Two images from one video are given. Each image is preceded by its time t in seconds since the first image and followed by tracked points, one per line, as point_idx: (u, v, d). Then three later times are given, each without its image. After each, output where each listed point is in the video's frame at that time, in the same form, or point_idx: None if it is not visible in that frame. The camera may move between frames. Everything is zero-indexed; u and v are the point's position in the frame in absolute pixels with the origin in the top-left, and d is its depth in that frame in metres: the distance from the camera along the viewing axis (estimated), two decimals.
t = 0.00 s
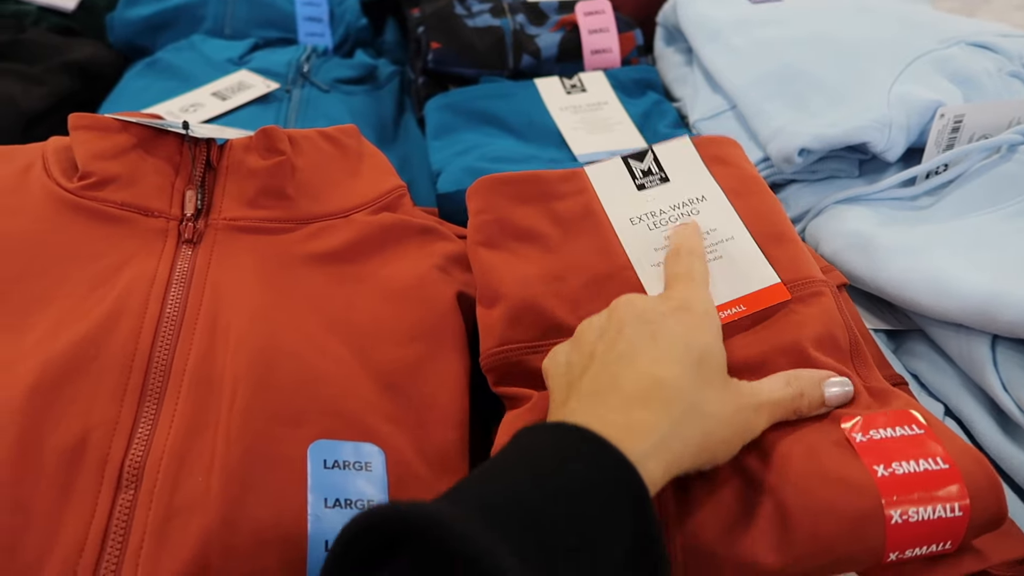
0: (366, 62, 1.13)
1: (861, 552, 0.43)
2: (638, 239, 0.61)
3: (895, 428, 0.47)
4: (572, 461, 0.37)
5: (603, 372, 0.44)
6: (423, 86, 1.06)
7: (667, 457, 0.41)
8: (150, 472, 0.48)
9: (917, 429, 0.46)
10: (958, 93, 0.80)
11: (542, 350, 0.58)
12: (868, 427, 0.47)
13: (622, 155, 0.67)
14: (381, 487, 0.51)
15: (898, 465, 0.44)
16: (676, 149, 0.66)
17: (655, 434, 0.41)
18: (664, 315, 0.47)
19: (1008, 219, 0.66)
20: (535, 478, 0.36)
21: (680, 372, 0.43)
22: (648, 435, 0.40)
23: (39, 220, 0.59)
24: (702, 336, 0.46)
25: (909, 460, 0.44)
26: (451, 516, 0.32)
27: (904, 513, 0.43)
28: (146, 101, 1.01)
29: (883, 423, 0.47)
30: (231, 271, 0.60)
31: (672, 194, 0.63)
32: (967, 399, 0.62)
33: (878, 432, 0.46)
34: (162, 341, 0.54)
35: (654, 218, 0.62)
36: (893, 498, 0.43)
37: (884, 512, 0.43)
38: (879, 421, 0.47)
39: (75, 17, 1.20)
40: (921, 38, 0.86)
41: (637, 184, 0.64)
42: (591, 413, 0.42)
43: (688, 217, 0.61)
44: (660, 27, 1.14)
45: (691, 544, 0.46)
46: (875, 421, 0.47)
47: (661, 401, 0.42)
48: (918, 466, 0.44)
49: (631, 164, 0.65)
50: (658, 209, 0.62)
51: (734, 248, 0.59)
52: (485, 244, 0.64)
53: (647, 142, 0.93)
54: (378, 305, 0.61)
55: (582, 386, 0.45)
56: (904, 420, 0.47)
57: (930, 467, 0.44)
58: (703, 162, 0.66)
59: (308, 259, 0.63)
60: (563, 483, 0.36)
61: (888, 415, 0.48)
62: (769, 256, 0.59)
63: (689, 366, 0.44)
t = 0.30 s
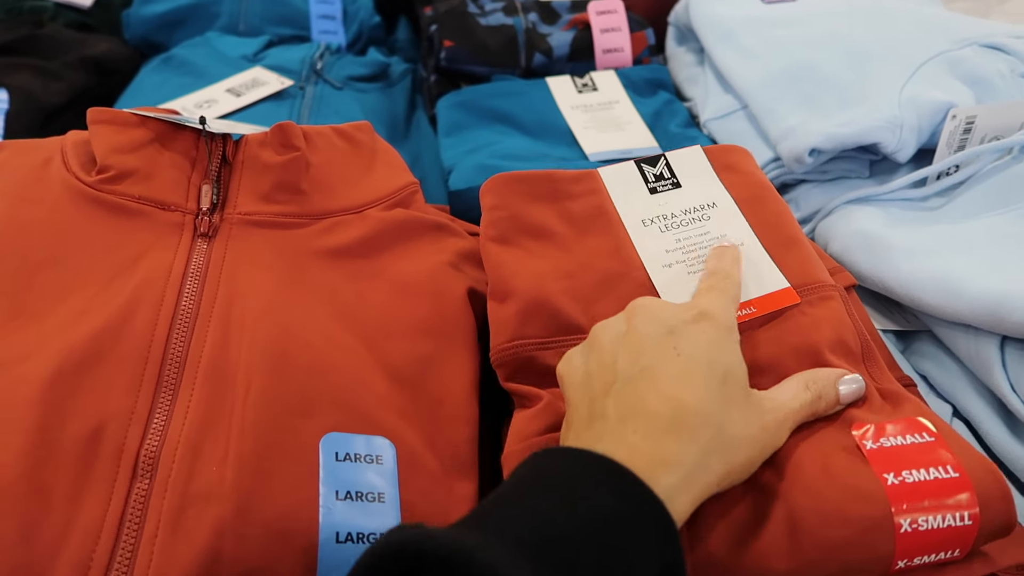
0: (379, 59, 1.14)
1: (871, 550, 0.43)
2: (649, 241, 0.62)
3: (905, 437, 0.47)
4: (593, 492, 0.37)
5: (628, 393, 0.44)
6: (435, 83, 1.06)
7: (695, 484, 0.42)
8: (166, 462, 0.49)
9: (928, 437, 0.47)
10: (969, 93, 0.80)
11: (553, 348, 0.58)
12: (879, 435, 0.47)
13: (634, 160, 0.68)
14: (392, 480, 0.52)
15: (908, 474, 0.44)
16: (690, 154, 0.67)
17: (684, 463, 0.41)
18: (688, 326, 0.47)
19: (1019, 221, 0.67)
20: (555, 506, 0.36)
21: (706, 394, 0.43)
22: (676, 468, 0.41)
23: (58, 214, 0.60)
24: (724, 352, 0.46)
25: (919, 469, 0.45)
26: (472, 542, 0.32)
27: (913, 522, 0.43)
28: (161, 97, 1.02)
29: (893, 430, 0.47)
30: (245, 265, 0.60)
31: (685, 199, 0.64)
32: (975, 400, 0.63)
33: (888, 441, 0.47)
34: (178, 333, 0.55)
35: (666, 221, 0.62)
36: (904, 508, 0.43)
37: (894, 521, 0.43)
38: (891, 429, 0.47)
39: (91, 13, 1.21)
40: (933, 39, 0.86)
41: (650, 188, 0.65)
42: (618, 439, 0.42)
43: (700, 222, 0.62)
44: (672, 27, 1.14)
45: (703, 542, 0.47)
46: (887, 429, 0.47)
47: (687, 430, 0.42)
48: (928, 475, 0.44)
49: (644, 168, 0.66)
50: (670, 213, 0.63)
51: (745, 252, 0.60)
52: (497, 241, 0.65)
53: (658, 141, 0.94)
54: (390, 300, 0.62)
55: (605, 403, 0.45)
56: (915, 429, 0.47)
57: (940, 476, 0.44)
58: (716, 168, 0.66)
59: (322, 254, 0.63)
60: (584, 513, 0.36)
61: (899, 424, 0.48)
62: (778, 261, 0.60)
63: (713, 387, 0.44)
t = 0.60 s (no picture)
0: (390, 64, 1.15)
1: (879, 555, 0.43)
2: (654, 251, 0.62)
3: (906, 447, 0.47)
4: (577, 516, 0.40)
5: (603, 420, 0.45)
6: (445, 88, 1.07)
7: (682, 506, 0.43)
8: (178, 462, 0.49)
9: (931, 447, 0.46)
10: (979, 99, 0.80)
11: (558, 350, 0.59)
12: (880, 445, 0.47)
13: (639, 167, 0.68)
14: (400, 482, 0.52)
15: (909, 485, 0.45)
16: (696, 157, 0.66)
17: (666, 488, 0.42)
18: (660, 340, 0.47)
19: None
20: (540, 533, 0.39)
21: (680, 415, 0.44)
22: (659, 496, 0.42)
23: (74, 217, 0.61)
24: (698, 365, 0.46)
25: (920, 480, 0.45)
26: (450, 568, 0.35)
27: (914, 534, 0.43)
28: (175, 101, 1.03)
29: (894, 440, 0.47)
30: (257, 268, 0.61)
31: (691, 205, 0.64)
32: (985, 407, 0.62)
33: (890, 451, 0.47)
34: (190, 335, 0.56)
35: (671, 230, 0.63)
36: (904, 520, 0.43)
37: (894, 533, 0.43)
38: (893, 439, 0.47)
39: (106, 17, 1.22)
40: (944, 45, 0.86)
41: (655, 196, 0.65)
42: (598, 469, 0.43)
43: (705, 228, 0.62)
44: (682, 33, 1.15)
45: (706, 545, 0.47)
46: (888, 440, 0.47)
47: (665, 455, 0.42)
48: (929, 486, 0.44)
49: (649, 175, 0.66)
50: (675, 221, 0.63)
51: (749, 258, 0.60)
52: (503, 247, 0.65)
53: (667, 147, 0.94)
54: (399, 304, 0.62)
55: (585, 429, 0.46)
56: (916, 438, 0.47)
57: (942, 487, 0.44)
58: (723, 170, 0.66)
59: (332, 258, 0.64)
60: (565, 538, 0.39)
61: (900, 433, 0.48)
62: (785, 268, 0.60)
63: (687, 405, 0.44)
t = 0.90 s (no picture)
0: (396, 65, 1.14)
1: (885, 561, 0.43)
2: (660, 253, 0.62)
3: (913, 452, 0.46)
4: (578, 540, 0.40)
5: (604, 440, 0.44)
6: (451, 89, 1.07)
7: (683, 527, 0.42)
8: (182, 463, 0.49)
9: (937, 452, 0.46)
10: (988, 101, 0.80)
11: (561, 352, 0.58)
12: (886, 450, 0.46)
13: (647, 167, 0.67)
14: (404, 484, 0.52)
15: (915, 491, 0.44)
16: (704, 158, 0.66)
17: (666, 512, 0.42)
18: (662, 355, 0.47)
19: None
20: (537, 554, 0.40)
21: (681, 435, 0.43)
22: (660, 519, 0.42)
23: (78, 217, 0.61)
24: (700, 381, 0.45)
25: (927, 486, 0.44)
26: None
27: (920, 542, 0.43)
28: (181, 101, 1.03)
29: (901, 445, 0.47)
30: (261, 269, 0.61)
31: (698, 206, 0.63)
32: (994, 411, 0.62)
33: (896, 456, 0.46)
34: (195, 335, 0.56)
35: (677, 231, 0.62)
36: (910, 527, 0.43)
37: (900, 541, 0.43)
38: (899, 444, 0.47)
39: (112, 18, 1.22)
40: (953, 46, 0.85)
41: (663, 197, 0.65)
42: (599, 492, 0.43)
43: (712, 230, 0.62)
44: (689, 34, 1.14)
45: (712, 547, 0.46)
46: (894, 444, 0.47)
47: (667, 477, 0.42)
48: (935, 493, 0.44)
49: (656, 175, 0.66)
50: (682, 222, 0.63)
51: (756, 261, 0.59)
52: (508, 248, 0.65)
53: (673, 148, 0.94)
54: (404, 305, 0.62)
55: (585, 446, 0.45)
56: (923, 443, 0.47)
57: (949, 493, 0.44)
58: (731, 172, 0.66)
59: (336, 259, 0.64)
60: (566, 564, 0.40)
61: (907, 437, 0.47)
62: (791, 270, 0.59)
63: (689, 425, 0.43)
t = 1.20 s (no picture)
0: (399, 68, 1.15)
1: (884, 563, 0.43)
2: (662, 255, 0.62)
3: (913, 456, 0.46)
4: (583, 548, 0.41)
5: (609, 444, 0.45)
6: (454, 91, 1.07)
7: (686, 532, 0.43)
8: (187, 463, 0.50)
9: (937, 456, 0.46)
10: (989, 103, 0.80)
11: (564, 354, 0.58)
12: (887, 453, 0.47)
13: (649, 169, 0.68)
14: (407, 485, 0.52)
15: (915, 494, 0.44)
16: (706, 161, 0.66)
17: (669, 516, 0.42)
18: (668, 359, 0.47)
19: None
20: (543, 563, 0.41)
21: (686, 441, 0.43)
22: (663, 524, 0.42)
23: (84, 220, 0.61)
24: (707, 386, 0.46)
25: (926, 489, 0.44)
26: None
27: (919, 545, 0.43)
28: (186, 104, 1.04)
29: (901, 448, 0.47)
30: (265, 271, 0.61)
31: (700, 209, 0.64)
32: (994, 413, 0.62)
33: (896, 459, 0.46)
34: (199, 336, 0.56)
35: (679, 233, 0.63)
36: (910, 530, 0.43)
37: (899, 543, 0.43)
38: (899, 448, 0.47)
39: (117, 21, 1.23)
40: (954, 48, 0.85)
41: (665, 199, 0.65)
42: (603, 496, 0.43)
43: (713, 233, 0.62)
44: (691, 36, 1.15)
45: (714, 551, 0.46)
46: (894, 448, 0.47)
47: (671, 482, 0.42)
48: (935, 496, 0.44)
49: (659, 178, 0.66)
50: (684, 225, 0.63)
51: (757, 264, 0.60)
52: (511, 250, 0.65)
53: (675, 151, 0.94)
54: (407, 307, 0.62)
55: (590, 450, 0.46)
56: (923, 446, 0.47)
57: (948, 496, 0.44)
58: (733, 175, 0.66)
59: (339, 261, 0.64)
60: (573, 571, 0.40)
61: (907, 441, 0.47)
62: (792, 272, 0.60)
63: (694, 430, 0.44)
